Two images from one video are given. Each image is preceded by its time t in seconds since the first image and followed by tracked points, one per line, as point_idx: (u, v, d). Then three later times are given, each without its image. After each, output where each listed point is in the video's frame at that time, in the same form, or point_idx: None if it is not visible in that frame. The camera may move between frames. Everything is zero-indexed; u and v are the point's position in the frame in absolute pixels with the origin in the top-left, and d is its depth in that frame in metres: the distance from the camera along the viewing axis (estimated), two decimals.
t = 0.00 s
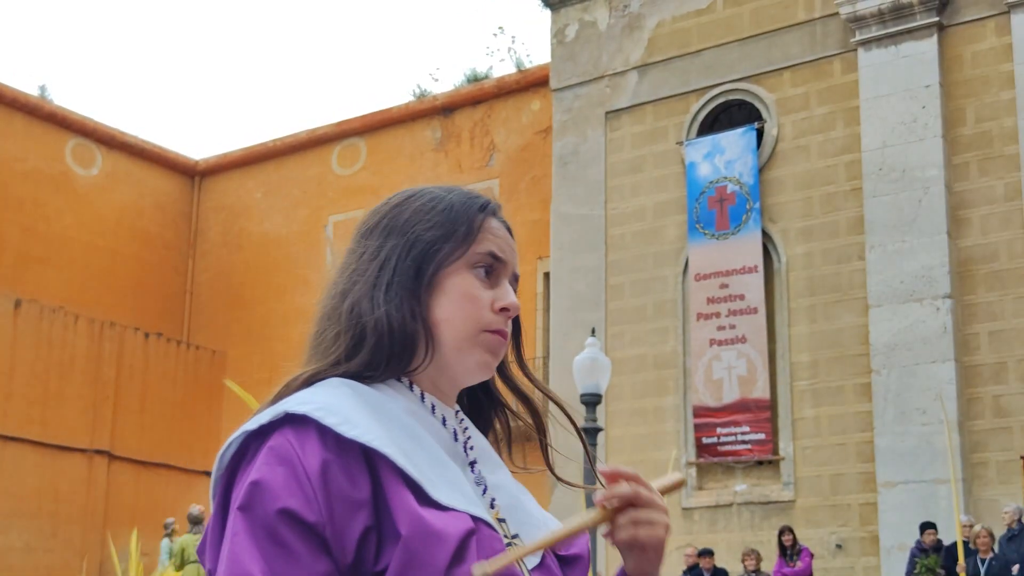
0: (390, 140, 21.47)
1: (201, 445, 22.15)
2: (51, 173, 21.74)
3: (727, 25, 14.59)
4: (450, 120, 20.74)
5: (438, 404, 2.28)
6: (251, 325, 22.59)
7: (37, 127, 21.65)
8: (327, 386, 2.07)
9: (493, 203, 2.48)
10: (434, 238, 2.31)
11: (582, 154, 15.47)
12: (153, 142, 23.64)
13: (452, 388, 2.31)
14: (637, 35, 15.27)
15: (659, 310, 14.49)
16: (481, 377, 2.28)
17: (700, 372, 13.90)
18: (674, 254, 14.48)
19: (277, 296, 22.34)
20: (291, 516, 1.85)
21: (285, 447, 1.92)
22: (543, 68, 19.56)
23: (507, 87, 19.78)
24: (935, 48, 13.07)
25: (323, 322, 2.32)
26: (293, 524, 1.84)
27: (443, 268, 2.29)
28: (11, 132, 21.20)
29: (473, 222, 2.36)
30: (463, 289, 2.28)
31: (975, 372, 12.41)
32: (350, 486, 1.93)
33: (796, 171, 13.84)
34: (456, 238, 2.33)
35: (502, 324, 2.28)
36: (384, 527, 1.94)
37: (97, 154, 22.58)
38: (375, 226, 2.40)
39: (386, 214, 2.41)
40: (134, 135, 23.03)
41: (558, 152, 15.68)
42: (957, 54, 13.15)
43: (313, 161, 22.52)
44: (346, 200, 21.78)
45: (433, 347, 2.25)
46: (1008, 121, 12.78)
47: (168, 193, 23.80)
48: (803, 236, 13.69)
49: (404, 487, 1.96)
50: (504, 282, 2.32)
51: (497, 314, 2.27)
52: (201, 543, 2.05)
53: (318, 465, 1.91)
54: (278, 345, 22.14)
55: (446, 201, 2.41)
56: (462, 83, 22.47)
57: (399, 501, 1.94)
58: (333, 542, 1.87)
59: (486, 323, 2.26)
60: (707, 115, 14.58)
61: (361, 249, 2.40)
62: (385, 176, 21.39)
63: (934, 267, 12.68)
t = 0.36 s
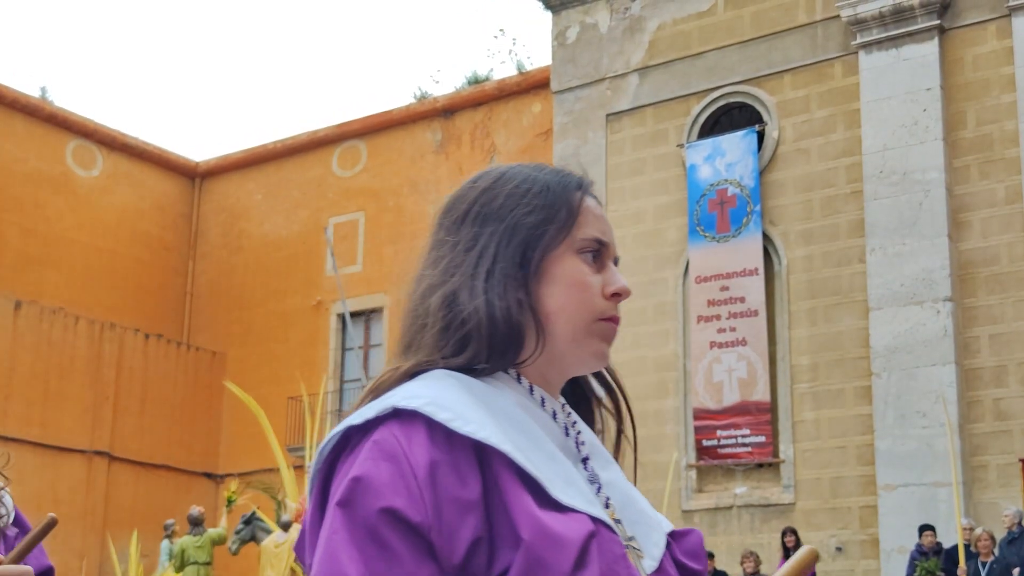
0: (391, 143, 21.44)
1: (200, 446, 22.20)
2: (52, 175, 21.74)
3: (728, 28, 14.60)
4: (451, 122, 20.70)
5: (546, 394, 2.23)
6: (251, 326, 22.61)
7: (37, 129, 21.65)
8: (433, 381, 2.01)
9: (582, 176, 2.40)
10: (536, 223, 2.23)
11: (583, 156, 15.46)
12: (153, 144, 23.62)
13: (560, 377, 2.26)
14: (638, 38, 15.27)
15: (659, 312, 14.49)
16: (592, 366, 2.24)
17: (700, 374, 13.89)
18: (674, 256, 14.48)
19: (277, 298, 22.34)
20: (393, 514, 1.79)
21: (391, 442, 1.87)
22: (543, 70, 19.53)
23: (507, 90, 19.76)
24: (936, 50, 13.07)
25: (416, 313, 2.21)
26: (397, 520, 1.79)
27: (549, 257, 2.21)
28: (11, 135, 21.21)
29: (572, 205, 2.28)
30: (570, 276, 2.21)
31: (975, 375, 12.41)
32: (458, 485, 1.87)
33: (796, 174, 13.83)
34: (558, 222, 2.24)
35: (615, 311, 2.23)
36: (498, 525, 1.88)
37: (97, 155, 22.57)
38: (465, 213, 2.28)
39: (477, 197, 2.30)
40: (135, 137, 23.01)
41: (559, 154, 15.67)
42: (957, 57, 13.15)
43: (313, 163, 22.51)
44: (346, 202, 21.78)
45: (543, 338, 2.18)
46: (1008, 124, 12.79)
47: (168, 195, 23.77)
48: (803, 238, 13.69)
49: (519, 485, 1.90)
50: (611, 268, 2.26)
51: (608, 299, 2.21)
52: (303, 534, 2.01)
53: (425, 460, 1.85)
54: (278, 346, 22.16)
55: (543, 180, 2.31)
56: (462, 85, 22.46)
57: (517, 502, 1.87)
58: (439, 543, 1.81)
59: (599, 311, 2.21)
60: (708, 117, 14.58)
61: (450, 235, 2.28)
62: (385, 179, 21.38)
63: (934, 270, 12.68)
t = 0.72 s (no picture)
0: (393, 145, 21.46)
1: (201, 447, 22.27)
2: (53, 176, 21.74)
3: (730, 32, 14.59)
4: (453, 125, 20.74)
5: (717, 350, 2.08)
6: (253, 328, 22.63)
7: (40, 130, 21.63)
8: (605, 323, 1.90)
9: (733, 103, 2.26)
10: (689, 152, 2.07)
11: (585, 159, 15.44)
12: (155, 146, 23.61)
13: (728, 330, 2.09)
14: (641, 42, 15.28)
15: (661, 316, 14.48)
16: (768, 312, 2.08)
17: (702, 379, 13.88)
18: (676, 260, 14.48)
19: (279, 300, 22.36)
20: (578, 454, 1.67)
21: (574, 384, 1.77)
22: (546, 74, 19.57)
23: (509, 93, 19.79)
24: (938, 55, 13.07)
25: (558, 263, 2.08)
26: (578, 468, 1.67)
27: (706, 186, 2.06)
28: (13, 136, 21.19)
29: (725, 130, 2.13)
30: (736, 213, 2.04)
31: (977, 381, 12.42)
32: (651, 437, 1.76)
33: (798, 178, 13.79)
34: (712, 151, 2.09)
35: (785, 249, 2.06)
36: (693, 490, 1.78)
37: (99, 156, 22.54)
38: (604, 150, 2.16)
39: (616, 132, 2.17)
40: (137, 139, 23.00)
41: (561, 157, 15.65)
42: (959, 63, 13.16)
43: (315, 165, 22.51)
44: (348, 205, 21.80)
45: (712, 282, 2.00)
46: (1011, 130, 12.81)
47: (170, 197, 23.77)
48: (805, 243, 13.67)
49: (726, 443, 1.79)
50: (776, 199, 2.10)
51: (777, 238, 2.04)
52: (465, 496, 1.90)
53: (611, 402, 1.74)
54: (279, 348, 22.19)
55: (686, 111, 2.17)
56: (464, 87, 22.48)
57: (721, 459, 1.77)
58: (631, 493, 1.69)
59: (771, 251, 2.03)
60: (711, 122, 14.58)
61: (589, 175, 2.16)
62: (387, 181, 21.41)
63: (935, 275, 12.67)
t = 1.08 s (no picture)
0: (393, 151, 21.42)
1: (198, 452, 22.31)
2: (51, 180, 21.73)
3: (731, 39, 14.57)
4: (453, 131, 20.71)
5: (850, 320, 2.17)
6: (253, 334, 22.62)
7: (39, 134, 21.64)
8: (744, 305, 1.93)
9: (860, 54, 2.31)
10: (824, 109, 2.15)
11: (585, 166, 15.47)
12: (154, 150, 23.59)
13: (856, 299, 2.18)
14: (641, 49, 15.25)
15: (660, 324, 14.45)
16: (899, 283, 2.16)
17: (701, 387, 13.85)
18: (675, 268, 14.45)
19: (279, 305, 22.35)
20: (739, 458, 1.68)
21: (728, 375, 1.78)
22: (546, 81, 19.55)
23: (509, 99, 19.76)
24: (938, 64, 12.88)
25: (675, 230, 2.14)
26: (745, 471, 1.68)
27: (845, 149, 2.13)
28: (12, 140, 21.18)
29: (860, 89, 2.20)
30: (876, 179, 2.12)
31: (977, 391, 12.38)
32: (806, 436, 1.78)
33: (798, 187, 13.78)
34: (846, 108, 2.16)
35: (921, 214, 2.14)
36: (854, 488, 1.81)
37: (99, 161, 22.52)
38: (732, 108, 2.20)
39: (742, 86, 2.21)
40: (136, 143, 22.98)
41: (560, 164, 15.69)
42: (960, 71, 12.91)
43: (316, 171, 22.46)
44: (348, 211, 21.78)
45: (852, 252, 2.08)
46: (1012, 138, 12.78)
47: (170, 202, 23.74)
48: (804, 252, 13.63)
49: (891, 439, 1.85)
50: (910, 160, 2.18)
51: (916, 203, 2.13)
52: (601, 480, 1.93)
53: (771, 399, 1.76)
54: (279, 353, 22.18)
55: (817, 66, 2.22)
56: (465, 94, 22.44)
57: (891, 456, 1.83)
58: (794, 499, 1.72)
59: (910, 218, 2.11)
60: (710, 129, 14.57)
61: (713, 143, 2.18)
62: (387, 187, 21.38)
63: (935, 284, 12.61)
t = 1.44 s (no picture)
0: (388, 159, 21.39)
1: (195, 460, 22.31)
2: (45, 188, 21.74)
3: (727, 48, 14.58)
4: (448, 139, 20.66)
5: None
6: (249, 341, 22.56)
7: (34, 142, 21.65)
8: (956, 346, 1.93)
9: None
10: (1010, 136, 2.13)
11: (581, 174, 15.43)
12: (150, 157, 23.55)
13: None
14: (637, 57, 15.26)
15: (655, 332, 14.45)
16: None
17: (697, 395, 13.84)
18: (671, 276, 14.45)
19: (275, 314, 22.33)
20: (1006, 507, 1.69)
21: (972, 418, 1.79)
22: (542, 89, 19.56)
23: (505, 107, 19.77)
24: (935, 72, 13.04)
25: (851, 258, 2.16)
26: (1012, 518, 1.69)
27: None
28: (7, 147, 21.14)
29: None
30: None
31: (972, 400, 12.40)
32: None
33: (793, 196, 13.81)
34: None
35: None
36: None
37: (94, 168, 22.51)
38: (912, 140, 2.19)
39: (918, 118, 2.22)
40: (132, 150, 22.96)
41: (556, 173, 15.65)
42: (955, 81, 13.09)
43: (312, 177, 22.42)
44: (344, 218, 21.81)
45: None
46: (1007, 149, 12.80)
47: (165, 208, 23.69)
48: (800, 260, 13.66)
49: None
50: None
51: None
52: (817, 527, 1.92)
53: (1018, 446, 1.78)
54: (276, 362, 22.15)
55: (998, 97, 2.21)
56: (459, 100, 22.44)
57: None
58: None
59: None
60: (706, 137, 14.58)
61: (893, 165, 2.20)
62: (382, 195, 21.36)
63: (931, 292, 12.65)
